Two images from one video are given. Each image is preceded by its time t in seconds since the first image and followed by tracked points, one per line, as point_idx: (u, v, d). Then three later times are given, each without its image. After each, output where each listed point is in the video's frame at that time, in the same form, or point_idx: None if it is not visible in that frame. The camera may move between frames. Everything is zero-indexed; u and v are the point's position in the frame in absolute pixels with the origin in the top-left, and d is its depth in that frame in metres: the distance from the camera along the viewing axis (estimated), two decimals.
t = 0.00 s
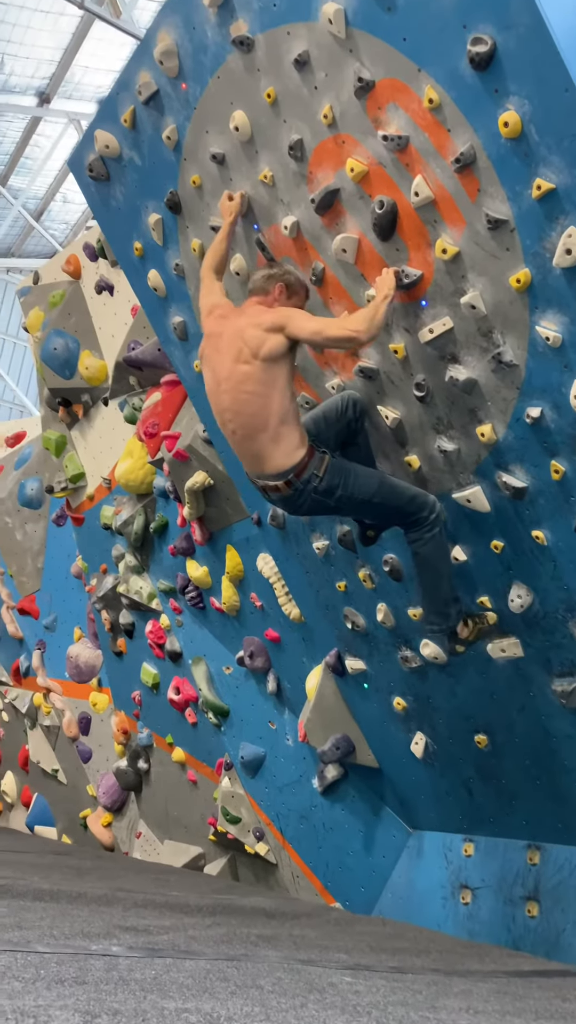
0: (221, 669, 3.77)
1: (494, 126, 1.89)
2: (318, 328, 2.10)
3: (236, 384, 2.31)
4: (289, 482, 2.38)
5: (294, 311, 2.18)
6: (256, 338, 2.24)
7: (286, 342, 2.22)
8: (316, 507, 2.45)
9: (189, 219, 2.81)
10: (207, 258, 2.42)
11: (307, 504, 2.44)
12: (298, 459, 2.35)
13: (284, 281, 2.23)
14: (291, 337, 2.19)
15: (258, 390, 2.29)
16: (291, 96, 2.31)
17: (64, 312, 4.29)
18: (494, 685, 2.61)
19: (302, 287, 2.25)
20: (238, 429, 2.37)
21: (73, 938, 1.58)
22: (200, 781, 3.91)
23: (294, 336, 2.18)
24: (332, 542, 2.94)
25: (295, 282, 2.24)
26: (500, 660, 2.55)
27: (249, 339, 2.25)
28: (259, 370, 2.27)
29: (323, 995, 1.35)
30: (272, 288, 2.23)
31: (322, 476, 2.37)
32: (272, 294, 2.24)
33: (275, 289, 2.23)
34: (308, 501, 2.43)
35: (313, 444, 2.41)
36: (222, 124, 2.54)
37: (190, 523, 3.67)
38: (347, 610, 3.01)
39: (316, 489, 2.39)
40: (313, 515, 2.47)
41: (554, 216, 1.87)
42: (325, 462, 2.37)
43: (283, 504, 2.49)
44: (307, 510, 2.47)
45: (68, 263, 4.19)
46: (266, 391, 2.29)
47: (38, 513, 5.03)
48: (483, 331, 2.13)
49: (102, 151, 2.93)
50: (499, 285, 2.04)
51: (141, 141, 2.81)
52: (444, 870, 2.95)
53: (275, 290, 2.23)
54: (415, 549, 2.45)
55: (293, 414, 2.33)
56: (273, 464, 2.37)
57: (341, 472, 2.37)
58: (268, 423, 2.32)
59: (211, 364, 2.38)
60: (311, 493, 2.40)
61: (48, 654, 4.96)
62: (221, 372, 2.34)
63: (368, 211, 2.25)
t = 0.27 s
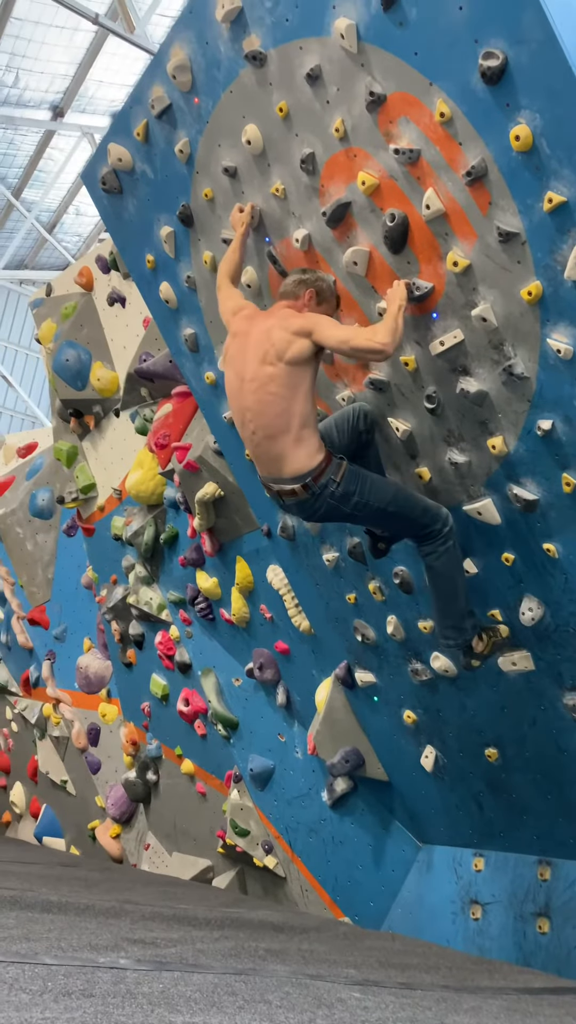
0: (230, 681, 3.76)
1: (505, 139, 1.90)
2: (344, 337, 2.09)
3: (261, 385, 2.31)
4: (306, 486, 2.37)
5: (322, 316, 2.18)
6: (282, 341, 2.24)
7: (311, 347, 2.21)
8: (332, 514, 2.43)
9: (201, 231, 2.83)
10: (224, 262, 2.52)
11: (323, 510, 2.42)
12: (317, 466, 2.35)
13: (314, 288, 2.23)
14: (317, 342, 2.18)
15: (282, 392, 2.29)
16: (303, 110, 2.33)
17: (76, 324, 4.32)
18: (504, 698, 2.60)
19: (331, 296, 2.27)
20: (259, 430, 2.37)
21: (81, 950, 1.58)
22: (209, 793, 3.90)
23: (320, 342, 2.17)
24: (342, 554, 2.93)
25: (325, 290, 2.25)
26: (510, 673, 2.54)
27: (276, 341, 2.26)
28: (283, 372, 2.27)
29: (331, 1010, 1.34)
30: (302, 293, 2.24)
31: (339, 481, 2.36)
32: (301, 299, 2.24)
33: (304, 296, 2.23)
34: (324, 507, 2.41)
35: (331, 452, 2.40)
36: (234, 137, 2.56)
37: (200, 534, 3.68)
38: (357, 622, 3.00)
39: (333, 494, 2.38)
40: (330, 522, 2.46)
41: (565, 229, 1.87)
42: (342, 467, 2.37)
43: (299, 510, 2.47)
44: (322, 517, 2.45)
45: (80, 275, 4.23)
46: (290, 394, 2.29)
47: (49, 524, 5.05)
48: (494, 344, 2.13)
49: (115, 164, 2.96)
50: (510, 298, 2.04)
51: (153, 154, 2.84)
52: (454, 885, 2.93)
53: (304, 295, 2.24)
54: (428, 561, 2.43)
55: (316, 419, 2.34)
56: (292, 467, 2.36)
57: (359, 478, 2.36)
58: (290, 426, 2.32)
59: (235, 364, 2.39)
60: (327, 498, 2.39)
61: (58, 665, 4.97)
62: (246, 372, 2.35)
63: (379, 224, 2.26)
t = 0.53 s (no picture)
0: (235, 688, 3.76)
1: (512, 148, 1.90)
2: (346, 345, 2.10)
3: (264, 394, 2.32)
4: (314, 495, 2.37)
5: (323, 325, 2.19)
6: (284, 349, 2.25)
7: (314, 355, 2.22)
8: (340, 523, 2.43)
9: (208, 239, 2.84)
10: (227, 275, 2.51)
11: (330, 519, 2.42)
12: (322, 474, 2.35)
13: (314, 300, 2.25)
14: (319, 351, 2.19)
15: (285, 400, 2.29)
16: (310, 118, 2.34)
17: (83, 331, 4.35)
18: (510, 706, 2.59)
19: (331, 307, 2.28)
20: (263, 439, 2.37)
21: (85, 958, 1.57)
22: (213, 801, 3.89)
23: (322, 350, 2.18)
24: (348, 561, 2.93)
25: (324, 302, 2.27)
26: (516, 681, 2.53)
27: (277, 349, 2.27)
28: (286, 380, 2.28)
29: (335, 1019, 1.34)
30: (301, 306, 2.24)
31: (347, 490, 2.36)
32: (301, 311, 2.25)
33: (304, 307, 2.24)
34: (332, 516, 2.40)
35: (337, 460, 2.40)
36: (241, 145, 2.57)
37: (205, 541, 3.68)
38: (363, 629, 3.00)
39: (341, 503, 2.37)
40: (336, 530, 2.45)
41: (571, 236, 1.88)
42: (350, 476, 2.36)
43: (306, 519, 2.46)
44: (329, 527, 2.45)
45: (87, 282, 4.25)
46: (293, 402, 2.29)
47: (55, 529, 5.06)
48: (500, 353, 2.13)
49: (122, 172, 2.97)
50: (517, 306, 2.05)
51: (161, 162, 2.86)
52: (459, 894, 2.91)
53: (304, 308, 2.25)
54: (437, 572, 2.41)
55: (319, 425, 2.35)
56: (297, 474, 2.36)
57: (366, 487, 2.36)
58: (295, 433, 2.32)
59: (237, 373, 2.40)
60: (335, 507, 2.38)
61: (63, 671, 4.97)
62: (247, 381, 2.35)
63: (386, 231, 2.27)
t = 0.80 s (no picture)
0: (235, 687, 3.76)
1: (513, 148, 1.91)
2: (344, 345, 2.10)
3: (263, 392, 2.32)
4: (309, 493, 2.37)
5: (324, 325, 2.18)
6: (283, 347, 2.25)
7: (314, 354, 2.22)
8: (334, 522, 2.43)
9: (208, 239, 2.84)
10: (223, 275, 2.52)
11: (325, 518, 2.42)
12: (317, 473, 2.35)
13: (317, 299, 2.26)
14: (318, 350, 2.19)
15: (284, 398, 2.29)
16: (310, 118, 2.34)
17: (83, 331, 4.34)
18: (509, 707, 2.59)
19: (334, 307, 2.29)
20: (261, 437, 2.37)
21: (84, 957, 1.57)
22: (212, 800, 3.89)
23: (321, 350, 2.17)
24: (347, 561, 2.93)
25: (327, 301, 2.27)
26: (515, 682, 2.53)
27: (277, 347, 2.27)
28: (285, 379, 2.28)
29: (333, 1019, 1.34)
30: (304, 305, 2.25)
31: (342, 489, 2.36)
32: (303, 310, 2.25)
33: (307, 306, 2.25)
34: (326, 514, 2.40)
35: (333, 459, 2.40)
36: (241, 145, 2.58)
37: (205, 540, 3.68)
38: (362, 629, 3.00)
39: (336, 502, 2.37)
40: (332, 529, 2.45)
41: (571, 237, 1.88)
42: (346, 475, 2.36)
43: (301, 517, 2.46)
44: (324, 525, 2.45)
45: (87, 282, 4.25)
46: (291, 400, 2.29)
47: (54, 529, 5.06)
48: (500, 353, 2.13)
49: (123, 172, 2.97)
50: (517, 307, 2.05)
51: (161, 162, 2.86)
52: (458, 894, 2.91)
53: (306, 307, 2.25)
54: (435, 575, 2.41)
55: (317, 425, 2.34)
56: (294, 473, 2.36)
57: (361, 487, 2.36)
58: (292, 432, 2.32)
59: (237, 370, 2.40)
60: (330, 506, 2.38)
61: (62, 670, 4.97)
62: (247, 379, 2.36)
63: (386, 232, 2.27)
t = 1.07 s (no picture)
0: (230, 681, 3.76)
1: (506, 141, 1.90)
2: (344, 333, 2.09)
3: (262, 378, 2.32)
4: (305, 480, 2.37)
5: (325, 313, 2.17)
6: (284, 334, 2.24)
7: (314, 341, 2.21)
8: (329, 511, 2.43)
9: (202, 232, 2.83)
10: (217, 267, 2.51)
11: (319, 506, 2.41)
12: (311, 460, 2.34)
13: (320, 288, 2.24)
14: (318, 339, 2.18)
15: (283, 385, 2.29)
16: (303, 110, 2.33)
17: (77, 324, 4.33)
18: (503, 699, 2.60)
19: (337, 295, 2.26)
20: (258, 424, 2.37)
21: (80, 950, 1.58)
22: (208, 793, 3.90)
23: (321, 338, 2.16)
24: (342, 554, 2.94)
25: (331, 289, 2.25)
26: (509, 674, 2.54)
27: (278, 334, 2.26)
28: (285, 366, 2.27)
29: (329, 1011, 1.34)
30: (307, 291, 2.24)
31: (338, 477, 2.36)
32: (307, 296, 2.24)
33: (311, 295, 2.23)
34: (321, 503, 2.40)
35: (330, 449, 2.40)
36: (235, 137, 2.57)
37: (200, 534, 3.68)
38: (357, 622, 3.00)
39: (331, 490, 2.37)
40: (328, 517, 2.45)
41: (565, 230, 1.88)
42: (342, 465, 2.37)
43: (295, 504, 2.46)
44: (318, 514, 2.45)
45: (81, 275, 4.23)
46: (290, 387, 2.29)
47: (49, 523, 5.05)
48: (494, 346, 2.13)
49: (116, 164, 2.96)
50: (511, 300, 2.05)
51: (154, 155, 2.84)
52: (452, 886, 2.93)
53: (309, 294, 2.24)
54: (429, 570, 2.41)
55: (315, 413, 2.34)
56: (290, 464, 2.36)
57: (357, 476, 2.36)
58: (289, 419, 2.32)
59: (237, 356, 2.40)
60: (326, 494, 2.38)
61: (58, 665, 4.97)
62: (247, 363, 2.35)
63: (380, 224, 2.26)
